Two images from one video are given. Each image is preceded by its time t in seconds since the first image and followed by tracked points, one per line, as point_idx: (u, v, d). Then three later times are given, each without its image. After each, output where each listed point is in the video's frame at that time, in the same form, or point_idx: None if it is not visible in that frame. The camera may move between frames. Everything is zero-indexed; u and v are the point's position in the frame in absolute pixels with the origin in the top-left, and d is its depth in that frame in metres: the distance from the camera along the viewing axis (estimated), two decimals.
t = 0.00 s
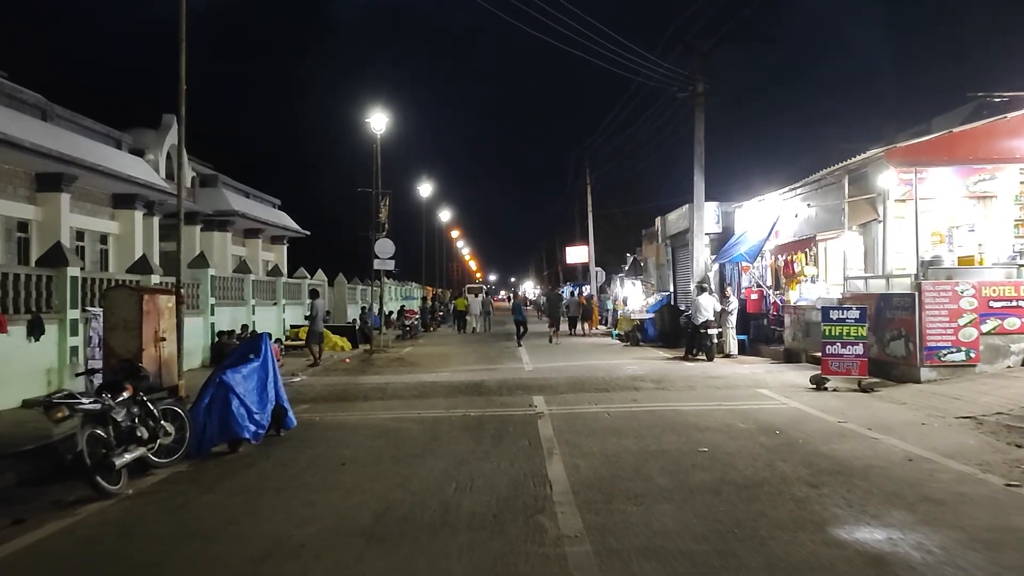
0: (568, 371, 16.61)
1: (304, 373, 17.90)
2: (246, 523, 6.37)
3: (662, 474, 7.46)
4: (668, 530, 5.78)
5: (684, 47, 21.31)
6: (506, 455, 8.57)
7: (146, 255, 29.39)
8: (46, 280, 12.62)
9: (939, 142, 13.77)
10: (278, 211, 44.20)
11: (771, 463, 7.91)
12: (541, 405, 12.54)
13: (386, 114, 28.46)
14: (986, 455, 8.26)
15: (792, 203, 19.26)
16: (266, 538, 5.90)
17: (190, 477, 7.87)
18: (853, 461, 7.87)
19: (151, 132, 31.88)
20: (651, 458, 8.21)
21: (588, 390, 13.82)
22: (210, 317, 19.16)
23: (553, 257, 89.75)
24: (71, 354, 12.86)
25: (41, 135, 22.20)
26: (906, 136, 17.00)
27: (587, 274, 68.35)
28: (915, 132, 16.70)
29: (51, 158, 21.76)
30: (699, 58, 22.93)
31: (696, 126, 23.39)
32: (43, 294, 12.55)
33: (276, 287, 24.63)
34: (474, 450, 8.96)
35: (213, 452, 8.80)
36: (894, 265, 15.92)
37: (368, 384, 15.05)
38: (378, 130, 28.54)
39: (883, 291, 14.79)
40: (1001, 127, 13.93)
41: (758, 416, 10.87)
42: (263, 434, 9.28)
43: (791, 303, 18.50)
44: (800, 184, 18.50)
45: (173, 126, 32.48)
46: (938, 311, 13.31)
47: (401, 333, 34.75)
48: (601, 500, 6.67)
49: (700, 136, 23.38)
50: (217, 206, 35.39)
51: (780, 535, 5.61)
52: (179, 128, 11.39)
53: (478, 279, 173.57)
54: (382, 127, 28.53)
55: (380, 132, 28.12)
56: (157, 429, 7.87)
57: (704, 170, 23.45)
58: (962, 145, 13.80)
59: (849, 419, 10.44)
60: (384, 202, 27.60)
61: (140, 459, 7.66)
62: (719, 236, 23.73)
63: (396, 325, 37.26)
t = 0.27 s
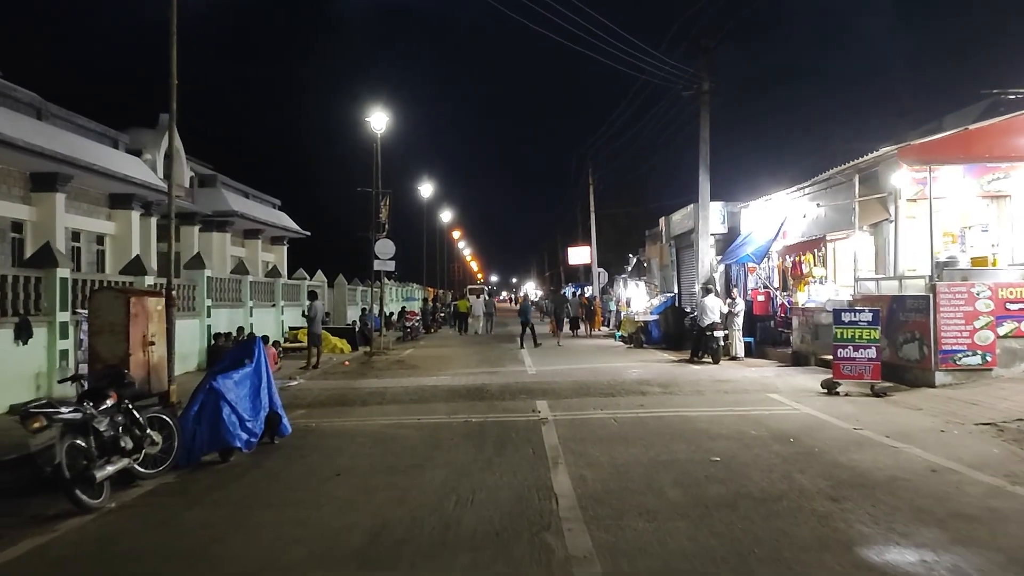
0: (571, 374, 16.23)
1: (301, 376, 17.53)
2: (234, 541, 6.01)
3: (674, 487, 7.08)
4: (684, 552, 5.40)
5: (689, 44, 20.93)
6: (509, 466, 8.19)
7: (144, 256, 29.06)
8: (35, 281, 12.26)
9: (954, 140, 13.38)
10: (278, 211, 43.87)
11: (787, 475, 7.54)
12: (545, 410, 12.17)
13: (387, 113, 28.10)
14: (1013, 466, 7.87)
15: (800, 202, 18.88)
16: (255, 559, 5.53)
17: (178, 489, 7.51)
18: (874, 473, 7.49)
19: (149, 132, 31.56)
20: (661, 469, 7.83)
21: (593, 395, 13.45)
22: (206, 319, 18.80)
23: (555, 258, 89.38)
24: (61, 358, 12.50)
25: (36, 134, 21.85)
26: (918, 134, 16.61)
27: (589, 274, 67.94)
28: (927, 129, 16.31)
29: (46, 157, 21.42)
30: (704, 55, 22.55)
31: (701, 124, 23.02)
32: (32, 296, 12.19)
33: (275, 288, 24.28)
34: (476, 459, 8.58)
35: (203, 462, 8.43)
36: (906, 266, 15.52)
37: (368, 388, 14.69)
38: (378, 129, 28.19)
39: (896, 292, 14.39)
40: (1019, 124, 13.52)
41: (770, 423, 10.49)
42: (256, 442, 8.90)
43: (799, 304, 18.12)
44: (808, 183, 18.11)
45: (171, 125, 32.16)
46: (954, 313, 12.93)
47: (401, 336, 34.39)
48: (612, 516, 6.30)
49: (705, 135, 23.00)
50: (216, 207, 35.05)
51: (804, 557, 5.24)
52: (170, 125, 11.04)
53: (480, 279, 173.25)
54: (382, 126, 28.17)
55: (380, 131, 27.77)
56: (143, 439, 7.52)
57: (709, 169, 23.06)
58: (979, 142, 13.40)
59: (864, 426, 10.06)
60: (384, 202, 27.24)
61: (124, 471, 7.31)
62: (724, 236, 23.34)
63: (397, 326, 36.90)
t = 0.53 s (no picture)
0: (573, 375, 15.84)
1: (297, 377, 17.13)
2: (217, 554, 5.62)
3: (685, 496, 6.69)
4: (699, 568, 5.01)
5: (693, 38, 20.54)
6: (510, 472, 7.80)
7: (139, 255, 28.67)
8: (20, 279, 11.86)
9: (968, 133, 12.97)
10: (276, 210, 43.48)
11: (804, 482, 7.14)
12: (547, 412, 11.77)
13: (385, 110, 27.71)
14: None
15: (807, 199, 18.48)
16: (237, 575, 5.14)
17: (162, 498, 7.12)
18: (896, 480, 7.09)
19: (145, 129, 31.18)
20: (671, 476, 7.44)
21: (596, 397, 13.05)
22: (200, 318, 18.41)
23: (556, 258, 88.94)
24: (48, 358, 12.09)
25: (29, 131, 21.44)
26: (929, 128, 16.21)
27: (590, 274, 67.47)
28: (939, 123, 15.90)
29: (39, 154, 21.01)
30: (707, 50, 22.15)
31: (705, 120, 22.62)
32: (17, 294, 11.79)
33: (271, 287, 23.89)
34: (475, 465, 8.18)
35: (189, 467, 8.03)
36: (917, 264, 15.12)
37: (365, 389, 14.29)
38: (377, 125, 27.80)
39: (907, 291, 13.98)
40: None
41: (781, 426, 10.10)
42: (246, 447, 8.50)
43: (806, 303, 17.72)
44: (816, 179, 17.72)
45: (167, 122, 31.79)
46: (968, 312, 12.55)
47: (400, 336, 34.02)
48: (621, 527, 5.91)
49: (709, 131, 22.60)
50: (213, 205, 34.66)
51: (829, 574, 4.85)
52: (158, 116, 10.64)
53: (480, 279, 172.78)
54: (380, 123, 27.78)
55: (379, 128, 27.38)
56: (124, 444, 7.13)
57: (713, 166, 22.66)
58: (994, 136, 12.99)
59: (880, 429, 9.67)
60: (383, 200, 26.84)
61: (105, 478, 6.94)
62: (728, 234, 22.95)
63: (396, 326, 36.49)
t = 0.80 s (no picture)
0: (576, 379, 15.47)
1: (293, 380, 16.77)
2: None
3: (697, 511, 6.33)
4: None
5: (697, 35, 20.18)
6: (512, 484, 7.43)
7: (135, 255, 28.32)
8: (6, 280, 11.49)
9: (983, 130, 12.58)
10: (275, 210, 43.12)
11: (822, 496, 6.78)
12: (549, 418, 11.41)
13: (385, 108, 27.34)
14: None
15: (814, 198, 18.10)
16: None
17: (144, 512, 6.76)
18: (919, 494, 6.73)
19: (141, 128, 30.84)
20: (681, 488, 7.07)
21: (600, 401, 12.68)
22: (195, 320, 18.04)
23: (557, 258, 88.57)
24: (34, 362, 11.72)
25: (22, 129, 21.10)
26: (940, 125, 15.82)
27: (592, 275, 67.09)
28: (951, 120, 15.52)
29: (32, 153, 20.68)
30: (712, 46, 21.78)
31: (709, 118, 22.24)
32: (2, 296, 11.41)
33: (268, 288, 23.53)
34: (475, 476, 7.81)
35: (175, 479, 7.66)
36: (928, 264, 14.73)
37: (362, 393, 13.92)
38: (376, 124, 27.44)
39: (920, 292, 13.60)
40: None
41: (793, 433, 9.73)
42: (235, 456, 8.14)
43: (814, 305, 17.35)
44: (823, 178, 17.34)
45: (164, 121, 31.45)
46: (983, 314, 12.17)
47: (400, 337, 33.67)
48: (630, 547, 5.54)
49: (714, 129, 22.22)
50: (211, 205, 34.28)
51: None
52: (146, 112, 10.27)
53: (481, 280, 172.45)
54: (380, 121, 27.42)
55: (379, 127, 27.02)
56: (104, 454, 6.78)
57: (718, 165, 22.29)
58: (1010, 133, 12.61)
59: (896, 437, 9.30)
60: (382, 200, 26.47)
61: (83, 491, 6.58)
62: (733, 235, 22.57)
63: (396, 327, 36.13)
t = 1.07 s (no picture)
0: (580, 381, 15.07)
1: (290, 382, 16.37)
2: None
3: (714, 523, 5.93)
4: None
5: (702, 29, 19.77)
6: (517, 494, 7.02)
7: (131, 254, 27.93)
8: None
9: (1001, 123, 12.15)
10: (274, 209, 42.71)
11: (846, 506, 6.39)
12: (553, 422, 11.01)
13: (384, 105, 26.94)
14: None
15: (822, 195, 17.70)
16: None
17: (125, 524, 6.35)
18: (950, 504, 6.33)
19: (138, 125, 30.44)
20: (696, 498, 6.67)
21: (605, 404, 12.27)
22: (189, 320, 17.63)
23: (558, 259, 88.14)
24: (19, 364, 11.31)
25: (14, 125, 20.71)
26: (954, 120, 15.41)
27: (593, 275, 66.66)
28: (965, 115, 15.11)
29: (24, 149, 20.29)
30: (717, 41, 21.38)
31: (714, 115, 21.84)
32: None
33: (265, 288, 23.13)
34: (477, 484, 7.41)
35: (161, 487, 7.26)
36: (942, 262, 14.33)
37: (360, 395, 13.52)
38: (375, 121, 27.03)
39: (935, 291, 13.20)
40: None
41: (809, 437, 9.33)
42: (224, 463, 7.74)
43: (823, 305, 16.97)
44: (833, 175, 16.94)
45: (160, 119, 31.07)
46: (1003, 315, 11.76)
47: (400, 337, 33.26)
48: (645, 564, 5.13)
49: (719, 126, 21.80)
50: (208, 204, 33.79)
51: None
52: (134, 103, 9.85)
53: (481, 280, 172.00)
54: (379, 118, 27.01)
55: (378, 124, 26.62)
56: (84, 463, 6.39)
57: (723, 162, 21.87)
58: None
59: (917, 442, 8.89)
60: (382, 198, 26.05)
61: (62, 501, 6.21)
62: (738, 233, 22.17)
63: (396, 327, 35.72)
